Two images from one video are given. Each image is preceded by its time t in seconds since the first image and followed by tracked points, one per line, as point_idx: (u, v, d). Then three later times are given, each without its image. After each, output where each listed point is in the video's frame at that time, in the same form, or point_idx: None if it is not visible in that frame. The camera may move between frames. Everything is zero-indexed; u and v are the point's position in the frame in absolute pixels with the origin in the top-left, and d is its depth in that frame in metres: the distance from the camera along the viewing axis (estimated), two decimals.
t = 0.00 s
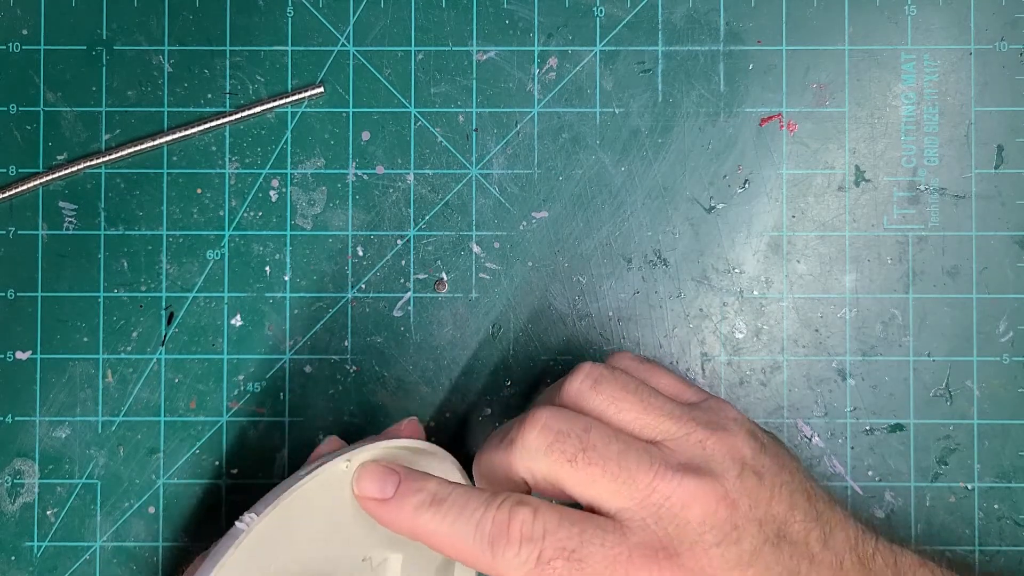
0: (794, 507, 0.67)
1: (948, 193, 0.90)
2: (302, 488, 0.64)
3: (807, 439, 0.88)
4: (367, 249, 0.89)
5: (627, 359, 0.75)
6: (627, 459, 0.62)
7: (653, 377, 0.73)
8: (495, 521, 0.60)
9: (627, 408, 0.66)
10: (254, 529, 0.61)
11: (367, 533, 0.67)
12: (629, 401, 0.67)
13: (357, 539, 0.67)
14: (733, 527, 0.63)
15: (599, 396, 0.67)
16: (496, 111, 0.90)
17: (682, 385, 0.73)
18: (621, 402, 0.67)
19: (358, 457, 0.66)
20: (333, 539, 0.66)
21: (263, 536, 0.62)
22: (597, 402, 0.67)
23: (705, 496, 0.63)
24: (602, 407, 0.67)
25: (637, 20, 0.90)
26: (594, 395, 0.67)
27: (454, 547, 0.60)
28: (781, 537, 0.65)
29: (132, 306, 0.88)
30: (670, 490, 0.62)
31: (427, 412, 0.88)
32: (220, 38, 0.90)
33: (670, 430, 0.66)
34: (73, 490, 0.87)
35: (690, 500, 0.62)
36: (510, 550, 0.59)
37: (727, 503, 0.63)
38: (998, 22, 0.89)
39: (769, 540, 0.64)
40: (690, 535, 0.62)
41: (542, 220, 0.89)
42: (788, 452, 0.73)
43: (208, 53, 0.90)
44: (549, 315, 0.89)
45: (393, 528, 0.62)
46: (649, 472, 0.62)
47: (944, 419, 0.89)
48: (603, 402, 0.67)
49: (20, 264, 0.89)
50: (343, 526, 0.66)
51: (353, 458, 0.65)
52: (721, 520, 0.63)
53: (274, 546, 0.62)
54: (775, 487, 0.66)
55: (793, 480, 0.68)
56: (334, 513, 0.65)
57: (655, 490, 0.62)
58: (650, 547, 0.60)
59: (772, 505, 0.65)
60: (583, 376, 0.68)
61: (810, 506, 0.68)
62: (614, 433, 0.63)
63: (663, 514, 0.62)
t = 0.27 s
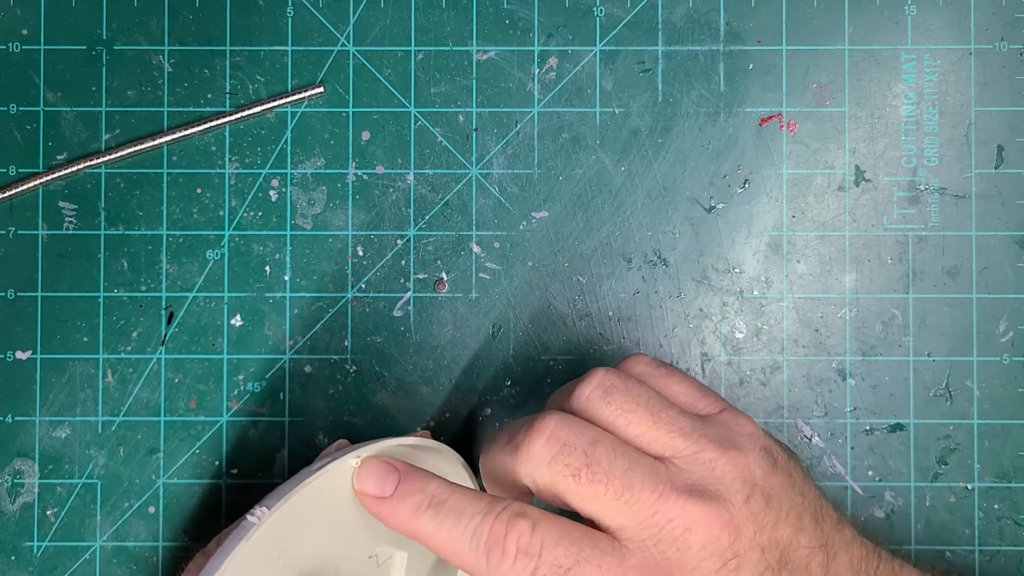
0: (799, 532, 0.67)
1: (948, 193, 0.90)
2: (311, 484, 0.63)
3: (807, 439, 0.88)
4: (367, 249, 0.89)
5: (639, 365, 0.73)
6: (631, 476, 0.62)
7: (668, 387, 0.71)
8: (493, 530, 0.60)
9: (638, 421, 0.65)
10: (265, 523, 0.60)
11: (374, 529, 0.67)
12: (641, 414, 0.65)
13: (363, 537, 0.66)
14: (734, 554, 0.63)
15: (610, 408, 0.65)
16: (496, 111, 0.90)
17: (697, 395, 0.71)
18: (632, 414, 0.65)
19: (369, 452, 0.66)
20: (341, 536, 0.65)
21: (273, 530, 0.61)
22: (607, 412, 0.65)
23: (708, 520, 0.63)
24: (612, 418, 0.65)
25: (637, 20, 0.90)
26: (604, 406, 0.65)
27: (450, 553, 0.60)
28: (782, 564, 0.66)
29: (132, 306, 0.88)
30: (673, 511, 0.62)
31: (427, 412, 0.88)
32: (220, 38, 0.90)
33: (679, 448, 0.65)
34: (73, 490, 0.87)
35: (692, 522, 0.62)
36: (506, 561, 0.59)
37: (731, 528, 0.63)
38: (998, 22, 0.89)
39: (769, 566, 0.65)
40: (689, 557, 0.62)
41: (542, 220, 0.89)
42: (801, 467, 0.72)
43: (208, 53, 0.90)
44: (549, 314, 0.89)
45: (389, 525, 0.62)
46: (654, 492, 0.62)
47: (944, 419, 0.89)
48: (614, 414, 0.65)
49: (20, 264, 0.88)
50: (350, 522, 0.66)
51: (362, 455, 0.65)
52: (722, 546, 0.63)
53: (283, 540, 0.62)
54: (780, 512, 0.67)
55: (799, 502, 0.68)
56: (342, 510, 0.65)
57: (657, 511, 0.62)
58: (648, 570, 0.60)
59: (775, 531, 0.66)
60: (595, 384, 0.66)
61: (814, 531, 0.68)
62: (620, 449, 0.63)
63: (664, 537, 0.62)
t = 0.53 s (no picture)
0: (799, 537, 0.67)
1: (948, 193, 0.90)
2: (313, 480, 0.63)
3: (807, 439, 0.88)
4: (367, 249, 0.89)
5: (643, 366, 0.73)
6: (630, 477, 0.62)
7: (672, 389, 0.71)
8: (491, 527, 0.60)
9: (639, 423, 0.65)
10: (268, 520, 0.60)
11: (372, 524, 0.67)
12: (643, 415, 0.65)
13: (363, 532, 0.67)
14: (731, 557, 0.63)
15: (612, 408, 0.66)
16: (496, 111, 0.90)
17: (701, 397, 0.71)
18: (634, 415, 0.65)
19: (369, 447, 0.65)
20: (341, 532, 0.65)
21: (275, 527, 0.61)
22: (608, 413, 0.66)
23: (706, 522, 0.63)
24: (613, 419, 0.65)
25: (637, 20, 0.90)
26: (606, 406, 0.66)
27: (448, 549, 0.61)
28: (780, 569, 0.65)
29: (132, 306, 0.88)
30: (671, 513, 0.62)
31: (427, 412, 0.88)
32: (220, 38, 0.90)
33: (680, 450, 0.65)
34: (73, 490, 0.87)
35: (690, 525, 0.62)
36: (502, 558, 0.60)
37: (729, 532, 0.63)
38: (998, 22, 0.89)
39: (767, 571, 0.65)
40: (686, 559, 0.62)
41: (542, 220, 0.89)
42: (804, 472, 0.72)
43: (208, 53, 0.90)
44: (549, 314, 0.89)
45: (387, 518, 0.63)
46: (652, 493, 0.62)
47: (944, 419, 0.89)
48: (615, 415, 0.65)
49: (20, 264, 0.89)
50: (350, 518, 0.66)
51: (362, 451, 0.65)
52: (719, 550, 0.63)
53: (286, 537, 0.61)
54: (780, 517, 0.66)
55: (800, 508, 0.68)
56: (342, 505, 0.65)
57: (655, 512, 0.62)
58: (643, 572, 0.60)
59: (774, 536, 0.65)
60: (598, 385, 0.67)
61: (814, 536, 0.68)
62: (620, 449, 0.63)
63: (660, 539, 0.62)
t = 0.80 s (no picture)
0: (798, 541, 0.67)
1: (948, 193, 0.90)
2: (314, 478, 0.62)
3: (807, 439, 0.88)
4: (367, 249, 0.89)
5: (644, 368, 0.73)
6: (626, 477, 0.62)
7: (672, 391, 0.71)
8: (490, 525, 0.60)
9: (636, 424, 0.65)
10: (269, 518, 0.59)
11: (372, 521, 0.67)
12: (641, 417, 0.65)
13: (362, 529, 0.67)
14: (726, 560, 0.63)
15: (609, 410, 0.66)
16: (496, 111, 0.90)
17: (701, 400, 0.71)
18: (632, 417, 0.65)
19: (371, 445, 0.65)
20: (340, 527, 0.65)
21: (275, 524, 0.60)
22: (606, 414, 0.66)
23: (702, 524, 0.62)
24: (611, 420, 0.65)
25: (637, 20, 0.90)
26: (603, 408, 0.66)
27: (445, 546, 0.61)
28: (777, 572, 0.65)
29: (132, 306, 0.88)
30: (667, 514, 0.62)
31: (426, 412, 0.88)
32: (220, 38, 0.90)
33: (677, 452, 0.65)
34: (73, 490, 0.87)
35: (686, 527, 0.62)
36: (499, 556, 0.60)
37: (725, 534, 0.63)
38: (998, 22, 0.89)
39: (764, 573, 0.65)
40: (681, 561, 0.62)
41: (542, 220, 0.89)
42: (805, 475, 0.72)
43: (208, 53, 0.90)
44: (549, 314, 0.89)
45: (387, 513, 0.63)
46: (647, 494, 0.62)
47: (944, 419, 0.89)
48: (612, 416, 0.65)
49: (20, 264, 0.88)
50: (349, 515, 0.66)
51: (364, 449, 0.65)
52: (714, 552, 0.63)
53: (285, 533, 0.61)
54: (778, 521, 0.66)
55: (799, 511, 0.68)
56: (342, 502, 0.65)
57: (651, 513, 0.62)
58: (639, 572, 0.60)
59: (772, 539, 0.65)
60: (597, 386, 0.67)
61: (813, 540, 0.68)
62: (616, 450, 0.63)
63: (655, 540, 0.62)
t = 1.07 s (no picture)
0: (800, 545, 0.67)
1: (948, 193, 0.90)
2: (307, 468, 0.63)
3: (807, 439, 0.88)
4: (367, 249, 0.89)
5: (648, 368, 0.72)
6: (627, 479, 0.62)
7: (677, 393, 0.71)
8: (488, 517, 0.60)
9: (639, 426, 0.65)
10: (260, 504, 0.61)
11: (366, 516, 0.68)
12: (644, 420, 0.65)
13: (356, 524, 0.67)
14: (725, 563, 0.63)
15: (612, 411, 0.65)
16: (496, 111, 0.90)
17: (706, 402, 0.71)
18: (635, 419, 0.65)
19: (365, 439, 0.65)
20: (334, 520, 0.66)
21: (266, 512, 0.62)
22: (608, 415, 0.65)
23: (702, 527, 0.63)
24: (613, 421, 0.65)
25: (637, 20, 0.90)
26: (606, 409, 0.66)
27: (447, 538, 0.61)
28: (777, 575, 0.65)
29: (132, 306, 0.88)
30: (668, 517, 0.62)
31: (427, 412, 0.88)
32: (220, 38, 0.90)
33: (679, 455, 0.65)
34: (73, 490, 0.87)
35: (687, 529, 0.62)
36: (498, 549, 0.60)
37: (726, 537, 0.63)
38: (998, 22, 0.89)
39: None
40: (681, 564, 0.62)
41: (542, 220, 0.89)
42: (808, 478, 0.72)
43: (207, 53, 0.90)
44: (549, 314, 0.89)
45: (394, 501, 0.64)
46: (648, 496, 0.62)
47: (944, 419, 0.89)
48: (615, 418, 0.65)
49: (20, 264, 0.89)
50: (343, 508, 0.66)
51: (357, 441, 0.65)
52: (714, 555, 0.63)
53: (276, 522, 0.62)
54: (780, 525, 0.66)
55: (802, 516, 0.68)
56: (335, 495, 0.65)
57: (651, 514, 0.62)
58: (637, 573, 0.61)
59: (773, 543, 0.65)
60: (600, 387, 0.66)
61: (815, 544, 0.68)
62: (618, 452, 0.63)
63: (655, 542, 0.62)
